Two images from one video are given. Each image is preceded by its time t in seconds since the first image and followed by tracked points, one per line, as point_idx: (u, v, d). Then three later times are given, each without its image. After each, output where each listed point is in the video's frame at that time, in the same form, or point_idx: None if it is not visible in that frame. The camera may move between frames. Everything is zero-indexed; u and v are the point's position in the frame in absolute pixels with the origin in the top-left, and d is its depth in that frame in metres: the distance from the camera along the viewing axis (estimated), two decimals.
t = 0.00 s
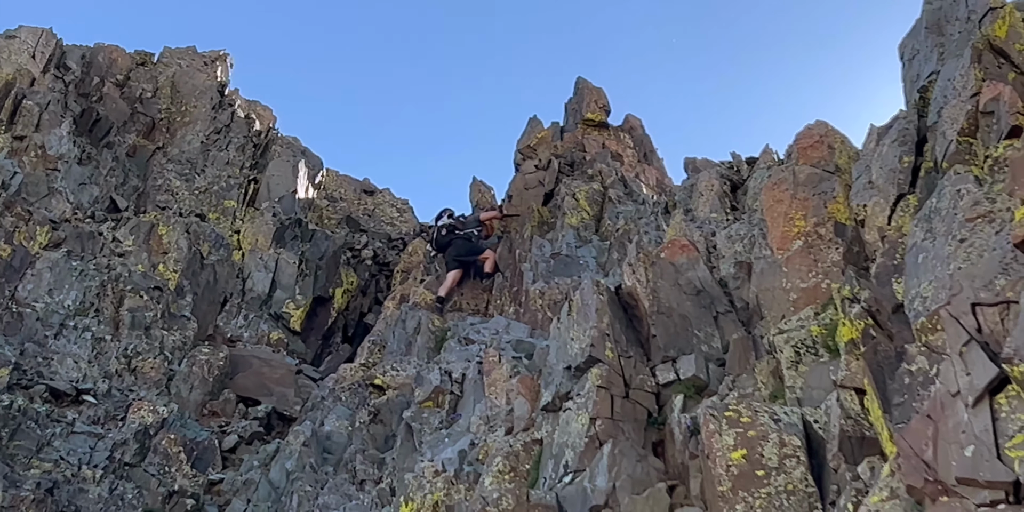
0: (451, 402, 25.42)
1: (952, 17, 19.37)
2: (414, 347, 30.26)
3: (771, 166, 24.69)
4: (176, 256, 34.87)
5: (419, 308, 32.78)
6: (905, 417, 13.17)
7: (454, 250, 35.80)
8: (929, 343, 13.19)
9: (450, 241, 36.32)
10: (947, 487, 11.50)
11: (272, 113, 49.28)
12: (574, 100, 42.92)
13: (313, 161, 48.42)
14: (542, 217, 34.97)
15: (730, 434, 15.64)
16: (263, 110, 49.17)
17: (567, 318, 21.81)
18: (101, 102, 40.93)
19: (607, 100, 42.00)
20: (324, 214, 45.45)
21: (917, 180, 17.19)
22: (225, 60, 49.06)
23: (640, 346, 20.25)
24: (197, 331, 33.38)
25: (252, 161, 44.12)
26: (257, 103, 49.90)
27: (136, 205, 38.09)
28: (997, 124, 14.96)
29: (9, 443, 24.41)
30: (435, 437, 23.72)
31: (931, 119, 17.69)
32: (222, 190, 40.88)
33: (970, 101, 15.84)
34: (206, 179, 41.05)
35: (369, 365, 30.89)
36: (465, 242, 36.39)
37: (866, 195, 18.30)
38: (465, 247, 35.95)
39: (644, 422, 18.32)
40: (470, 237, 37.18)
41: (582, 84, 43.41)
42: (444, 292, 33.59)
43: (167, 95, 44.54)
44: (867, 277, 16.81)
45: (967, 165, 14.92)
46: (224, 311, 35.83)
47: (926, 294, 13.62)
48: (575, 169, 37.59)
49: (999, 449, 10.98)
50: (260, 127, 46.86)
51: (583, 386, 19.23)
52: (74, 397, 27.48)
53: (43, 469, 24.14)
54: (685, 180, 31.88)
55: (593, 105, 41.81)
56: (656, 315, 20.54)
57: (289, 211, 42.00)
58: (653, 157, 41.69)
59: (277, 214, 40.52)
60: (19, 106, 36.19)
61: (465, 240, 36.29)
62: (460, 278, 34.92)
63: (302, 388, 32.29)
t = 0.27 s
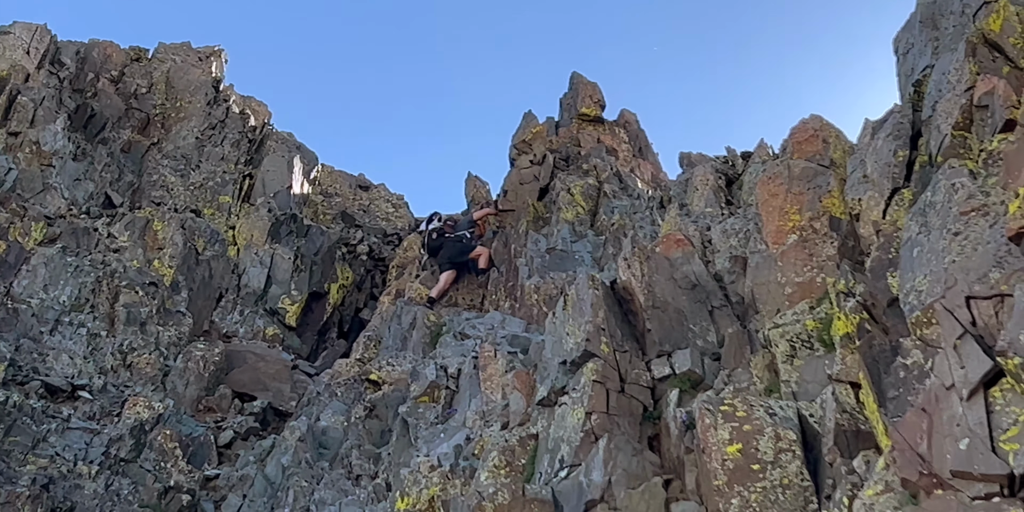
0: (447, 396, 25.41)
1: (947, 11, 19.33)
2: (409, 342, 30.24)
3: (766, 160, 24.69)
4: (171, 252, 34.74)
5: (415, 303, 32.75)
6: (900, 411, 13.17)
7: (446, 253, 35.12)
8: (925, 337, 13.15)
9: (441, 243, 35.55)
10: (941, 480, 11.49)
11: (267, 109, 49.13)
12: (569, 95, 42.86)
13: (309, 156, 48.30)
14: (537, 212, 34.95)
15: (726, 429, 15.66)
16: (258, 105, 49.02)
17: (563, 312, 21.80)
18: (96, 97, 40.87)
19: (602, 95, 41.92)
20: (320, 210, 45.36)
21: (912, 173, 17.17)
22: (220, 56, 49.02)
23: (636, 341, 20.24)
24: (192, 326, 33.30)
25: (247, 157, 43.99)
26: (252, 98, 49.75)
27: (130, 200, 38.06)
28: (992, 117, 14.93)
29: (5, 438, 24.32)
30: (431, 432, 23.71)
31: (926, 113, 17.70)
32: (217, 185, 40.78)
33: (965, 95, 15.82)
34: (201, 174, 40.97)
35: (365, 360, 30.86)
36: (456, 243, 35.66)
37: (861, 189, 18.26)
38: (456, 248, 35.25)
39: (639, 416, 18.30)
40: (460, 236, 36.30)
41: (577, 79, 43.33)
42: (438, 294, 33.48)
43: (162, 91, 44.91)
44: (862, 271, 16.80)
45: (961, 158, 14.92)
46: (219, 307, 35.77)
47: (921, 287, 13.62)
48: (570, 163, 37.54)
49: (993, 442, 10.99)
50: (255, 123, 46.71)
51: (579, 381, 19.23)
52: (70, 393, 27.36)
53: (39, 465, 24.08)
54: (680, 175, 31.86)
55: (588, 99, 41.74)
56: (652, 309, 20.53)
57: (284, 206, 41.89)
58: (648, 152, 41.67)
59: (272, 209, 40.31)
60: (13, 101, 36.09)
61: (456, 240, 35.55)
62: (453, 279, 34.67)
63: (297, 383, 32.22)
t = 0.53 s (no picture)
0: (442, 392, 25.38)
1: (941, 6, 19.32)
2: (404, 337, 30.21)
3: (761, 155, 24.69)
4: (166, 248, 34.51)
5: (410, 299, 32.71)
6: (895, 406, 13.14)
7: (439, 249, 35.34)
8: (919, 332, 13.19)
9: (434, 242, 35.85)
10: (936, 475, 11.48)
11: (261, 105, 48.90)
12: (564, 90, 42.79)
13: (303, 152, 48.18)
14: (532, 208, 34.93)
15: (721, 424, 15.65)
16: (253, 101, 48.84)
17: (558, 308, 21.77)
18: (90, 94, 40.68)
19: (597, 91, 41.88)
20: (314, 206, 45.24)
21: (906, 168, 17.18)
22: (214, 51, 48.50)
23: (630, 336, 20.23)
24: (187, 322, 33.20)
25: (242, 153, 43.86)
26: (246, 95, 49.55)
27: (125, 196, 37.87)
28: (986, 112, 14.93)
29: None
30: (426, 427, 23.68)
31: (920, 108, 17.73)
32: (212, 181, 40.65)
33: (960, 90, 15.81)
34: (196, 170, 40.86)
35: (360, 356, 30.81)
36: (449, 241, 35.92)
37: (856, 184, 18.34)
38: (450, 245, 35.45)
39: (634, 412, 18.28)
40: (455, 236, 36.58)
41: (572, 75, 43.29)
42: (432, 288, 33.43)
43: (156, 87, 44.22)
44: (857, 266, 16.80)
45: (956, 153, 14.92)
46: (214, 303, 35.67)
47: (916, 283, 13.63)
48: (565, 159, 37.51)
49: (988, 436, 11.00)
50: (250, 119, 46.55)
51: (574, 377, 19.21)
52: (64, 389, 27.40)
53: (34, 461, 23.94)
54: (675, 170, 31.85)
55: (582, 95, 41.68)
56: (646, 305, 20.50)
57: (279, 202, 41.77)
58: (643, 148, 41.66)
59: (267, 205, 40.15)
60: (7, 97, 35.98)
61: (448, 238, 35.83)
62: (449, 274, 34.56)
63: (292, 379, 31.93)
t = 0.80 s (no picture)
0: (437, 387, 25.32)
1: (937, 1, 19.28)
2: (400, 332, 30.16)
3: (757, 150, 24.65)
4: (162, 242, 34.33)
5: (405, 293, 32.64)
6: (890, 400, 13.13)
7: (434, 244, 34.85)
8: (915, 326, 13.04)
9: (429, 235, 35.31)
10: (930, 468, 11.48)
11: (257, 99, 48.70)
12: (560, 85, 42.70)
13: (299, 146, 48.00)
14: (527, 202, 34.86)
15: (716, 418, 15.66)
16: (248, 96, 48.62)
17: (553, 302, 21.72)
18: (85, 88, 40.47)
19: (593, 85, 41.79)
20: (310, 200, 45.07)
21: (902, 163, 17.17)
22: (209, 45, 48.33)
23: (626, 330, 20.20)
24: (182, 317, 33.09)
25: (237, 147, 43.74)
26: (242, 89, 49.33)
27: (121, 190, 37.68)
28: (982, 107, 14.91)
29: None
30: (421, 422, 23.64)
31: (915, 102, 17.72)
32: (207, 175, 40.49)
33: (955, 84, 15.79)
34: (191, 164, 40.72)
35: (355, 350, 30.76)
36: (444, 234, 35.33)
37: (852, 179, 18.21)
38: (445, 239, 34.96)
39: (629, 406, 18.26)
40: (449, 229, 35.63)
41: (567, 69, 43.18)
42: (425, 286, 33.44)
43: (151, 81, 44.33)
44: (852, 260, 16.78)
45: (951, 148, 14.89)
46: (210, 297, 35.57)
47: (911, 277, 13.57)
48: (561, 153, 37.43)
49: (982, 430, 11.00)
50: (245, 113, 46.34)
51: (569, 371, 19.18)
52: (59, 383, 27.16)
53: (29, 455, 23.70)
54: (670, 165, 31.80)
55: (578, 90, 41.59)
56: (642, 299, 20.48)
57: (274, 196, 41.62)
58: (638, 142, 41.60)
59: (262, 200, 40.01)
60: (3, 91, 35.61)
61: (444, 231, 35.21)
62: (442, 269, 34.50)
63: (288, 374, 31.94)
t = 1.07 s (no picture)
0: (432, 380, 25.26)
1: None
2: (395, 325, 30.13)
3: (752, 143, 24.62)
4: (156, 235, 34.22)
5: (400, 286, 32.58)
6: (884, 393, 13.13)
7: (428, 235, 34.92)
8: (909, 320, 12.93)
9: (423, 227, 35.31)
10: (925, 461, 11.49)
11: (252, 92, 48.48)
12: (555, 78, 42.58)
13: (294, 139, 47.82)
14: (523, 196, 34.81)
15: (711, 411, 15.63)
16: (244, 89, 48.38)
17: (548, 295, 21.68)
18: (80, 80, 40.24)
19: (588, 78, 41.69)
20: (305, 193, 44.90)
21: (897, 156, 17.16)
22: (205, 38, 48.07)
23: (621, 323, 20.18)
24: (177, 309, 32.98)
25: (232, 140, 43.56)
26: (237, 82, 49.09)
27: (116, 183, 37.49)
28: (977, 100, 14.87)
29: None
30: (416, 415, 23.61)
31: (911, 96, 17.70)
32: (202, 168, 40.33)
33: (951, 78, 15.77)
34: (186, 157, 40.55)
35: (350, 343, 30.70)
36: (438, 226, 35.43)
37: (847, 172, 18.32)
38: (439, 231, 35.09)
39: (624, 399, 18.26)
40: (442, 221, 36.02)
41: (563, 62, 43.07)
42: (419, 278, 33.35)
43: (146, 74, 44.01)
44: (848, 254, 16.76)
45: (947, 141, 14.87)
46: (205, 290, 35.50)
47: (905, 271, 13.57)
48: (556, 146, 37.35)
49: (977, 423, 11.01)
50: (240, 106, 46.12)
51: (564, 364, 19.15)
52: (55, 375, 27.14)
53: (24, 448, 23.69)
54: (665, 158, 31.76)
55: (574, 83, 41.49)
56: (637, 292, 20.45)
57: (269, 189, 41.45)
58: (634, 135, 41.54)
59: (257, 193, 39.88)
60: None
61: (438, 223, 35.34)
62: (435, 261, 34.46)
63: (283, 367, 31.90)
